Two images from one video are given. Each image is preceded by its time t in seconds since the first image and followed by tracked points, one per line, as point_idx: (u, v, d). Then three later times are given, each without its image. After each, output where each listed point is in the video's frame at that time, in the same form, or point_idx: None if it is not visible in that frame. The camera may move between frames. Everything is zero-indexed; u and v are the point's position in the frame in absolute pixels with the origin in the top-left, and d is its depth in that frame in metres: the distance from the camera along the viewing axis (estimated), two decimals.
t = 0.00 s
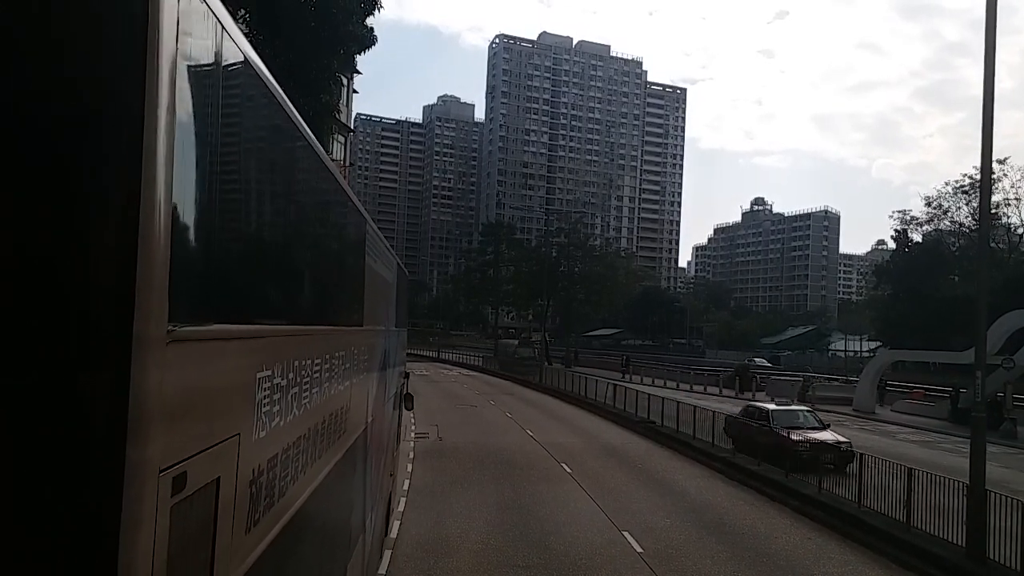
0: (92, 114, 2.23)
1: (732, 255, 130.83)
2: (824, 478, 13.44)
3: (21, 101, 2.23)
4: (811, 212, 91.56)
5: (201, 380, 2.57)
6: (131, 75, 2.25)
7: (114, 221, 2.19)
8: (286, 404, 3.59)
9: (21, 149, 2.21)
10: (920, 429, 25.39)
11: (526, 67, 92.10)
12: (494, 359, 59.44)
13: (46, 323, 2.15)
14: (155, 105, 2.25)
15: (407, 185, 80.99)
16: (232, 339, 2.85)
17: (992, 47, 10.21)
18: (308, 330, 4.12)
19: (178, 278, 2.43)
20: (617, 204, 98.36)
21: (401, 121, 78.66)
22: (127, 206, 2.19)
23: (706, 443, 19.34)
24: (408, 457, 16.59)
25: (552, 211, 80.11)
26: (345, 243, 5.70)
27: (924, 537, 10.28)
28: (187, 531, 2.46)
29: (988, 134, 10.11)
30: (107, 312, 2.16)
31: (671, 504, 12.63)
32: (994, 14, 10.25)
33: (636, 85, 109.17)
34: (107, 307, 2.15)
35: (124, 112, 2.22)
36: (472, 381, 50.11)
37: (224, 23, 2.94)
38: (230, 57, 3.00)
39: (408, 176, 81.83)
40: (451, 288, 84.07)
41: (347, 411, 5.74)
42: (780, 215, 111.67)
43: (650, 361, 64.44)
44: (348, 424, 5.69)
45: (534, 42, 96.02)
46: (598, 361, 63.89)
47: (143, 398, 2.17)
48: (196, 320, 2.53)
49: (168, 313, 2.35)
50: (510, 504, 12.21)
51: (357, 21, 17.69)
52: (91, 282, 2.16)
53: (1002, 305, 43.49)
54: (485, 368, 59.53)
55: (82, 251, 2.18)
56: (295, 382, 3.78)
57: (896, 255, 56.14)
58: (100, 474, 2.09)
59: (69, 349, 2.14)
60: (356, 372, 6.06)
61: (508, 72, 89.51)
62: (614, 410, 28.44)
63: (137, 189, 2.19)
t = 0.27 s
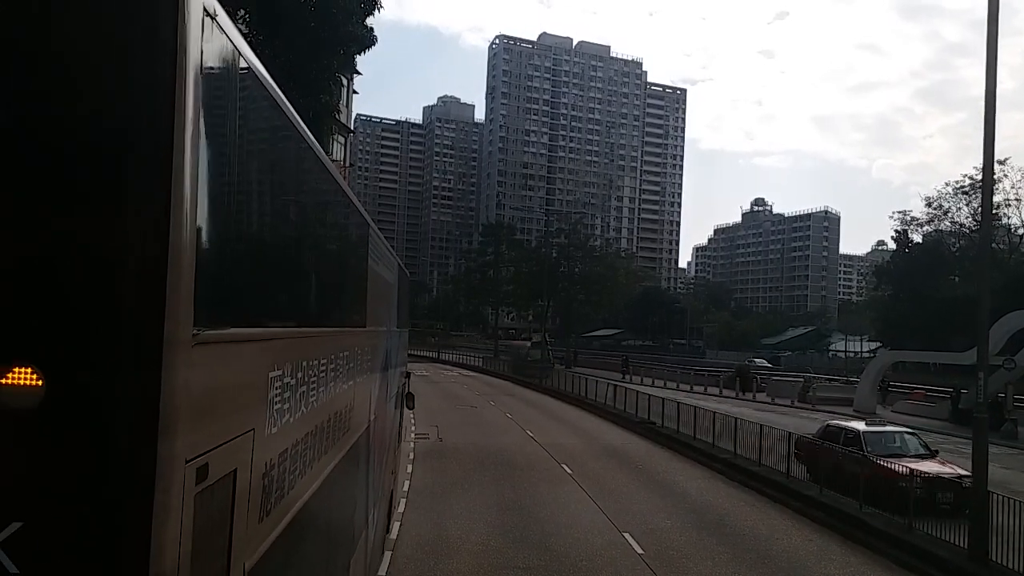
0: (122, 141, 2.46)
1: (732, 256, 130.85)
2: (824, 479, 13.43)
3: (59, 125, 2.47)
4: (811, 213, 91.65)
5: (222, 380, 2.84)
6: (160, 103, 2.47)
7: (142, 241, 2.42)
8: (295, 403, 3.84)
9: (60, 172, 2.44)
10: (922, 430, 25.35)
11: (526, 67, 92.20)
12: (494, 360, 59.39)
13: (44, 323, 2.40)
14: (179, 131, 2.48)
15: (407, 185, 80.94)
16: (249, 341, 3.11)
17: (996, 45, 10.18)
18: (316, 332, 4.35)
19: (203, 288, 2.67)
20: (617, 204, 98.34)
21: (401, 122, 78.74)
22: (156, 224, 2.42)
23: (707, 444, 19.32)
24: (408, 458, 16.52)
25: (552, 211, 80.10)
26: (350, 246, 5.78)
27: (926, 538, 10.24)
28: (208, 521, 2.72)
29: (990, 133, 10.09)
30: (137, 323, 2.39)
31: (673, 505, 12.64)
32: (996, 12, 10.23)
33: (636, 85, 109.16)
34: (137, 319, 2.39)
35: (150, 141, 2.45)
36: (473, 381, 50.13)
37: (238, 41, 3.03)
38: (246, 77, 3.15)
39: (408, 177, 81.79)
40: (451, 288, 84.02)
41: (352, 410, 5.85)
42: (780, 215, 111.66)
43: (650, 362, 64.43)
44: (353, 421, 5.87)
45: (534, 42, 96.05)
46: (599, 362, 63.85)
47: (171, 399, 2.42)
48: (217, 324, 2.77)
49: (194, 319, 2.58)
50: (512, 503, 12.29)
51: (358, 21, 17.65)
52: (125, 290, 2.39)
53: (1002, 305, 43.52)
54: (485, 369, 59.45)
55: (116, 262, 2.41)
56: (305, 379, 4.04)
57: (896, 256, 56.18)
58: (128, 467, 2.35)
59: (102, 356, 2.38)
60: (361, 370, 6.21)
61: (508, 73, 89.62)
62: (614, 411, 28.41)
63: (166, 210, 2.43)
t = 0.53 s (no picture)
0: (157, 144, 2.56)
1: (733, 256, 130.81)
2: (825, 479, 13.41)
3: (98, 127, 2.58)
4: (812, 213, 91.73)
5: (247, 374, 2.96)
6: (192, 112, 2.57)
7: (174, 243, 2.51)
8: (306, 398, 3.96)
9: (101, 171, 2.55)
10: (923, 430, 25.30)
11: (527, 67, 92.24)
12: (494, 360, 59.36)
13: (60, 325, 2.49)
14: (213, 133, 2.58)
15: (408, 185, 80.90)
16: (267, 339, 3.22)
17: (1001, 44, 10.12)
18: (322, 332, 4.44)
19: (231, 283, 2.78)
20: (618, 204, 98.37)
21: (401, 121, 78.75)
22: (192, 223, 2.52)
23: (708, 444, 19.23)
24: (407, 458, 16.45)
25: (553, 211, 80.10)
26: (354, 248, 5.82)
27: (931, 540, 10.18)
28: (233, 509, 2.83)
29: (996, 132, 10.03)
30: (174, 317, 2.49)
31: (672, 506, 12.62)
32: (1001, 10, 10.17)
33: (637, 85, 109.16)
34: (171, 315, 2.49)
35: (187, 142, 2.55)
36: (473, 381, 50.09)
37: (252, 50, 3.09)
38: (260, 88, 3.25)
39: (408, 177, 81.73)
40: (451, 288, 83.95)
41: (358, 409, 5.89)
42: (781, 215, 111.67)
43: (650, 362, 64.48)
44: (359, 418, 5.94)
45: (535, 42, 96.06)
46: (599, 362, 63.87)
47: (205, 391, 2.52)
48: (241, 323, 2.88)
49: (223, 319, 2.70)
50: (516, 503, 12.29)
51: (358, 19, 17.60)
52: (159, 290, 2.49)
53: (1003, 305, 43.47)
54: (485, 369, 59.44)
55: (148, 265, 2.50)
56: (314, 378, 4.15)
57: (897, 256, 56.15)
58: (160, 458, 2.45)
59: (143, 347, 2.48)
60: (367, 369, 6.26)
61: (509, 73, 89.69)
62: (615, 411, 28.35)
63: (198, 214, 2.52)
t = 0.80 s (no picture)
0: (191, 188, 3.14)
1: (734, 256, 130.75)
2: (827, 481, 13.37)
3: (140, 166, 3.18)
4: (813, 214, 91.74)
5: (271, 369, 3.46)
6: (219, 161, 3.13)
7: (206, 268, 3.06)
8: (317, 394, 4.41)
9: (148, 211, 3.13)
10: (925, 431, 25.25)
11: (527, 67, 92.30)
12: (495, 360, 59.29)
13: (119, 330, 3.05)
14: (242, 173, 3.14)
15: (408, 185, 80.86)
16: (285, 345, 3.71)
17: (1006, 42, 10.07)
18: (330, 333, 4.78)
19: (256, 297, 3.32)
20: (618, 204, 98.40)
21: (402, 121, 78.78)
22: (225, 246, 3.08)
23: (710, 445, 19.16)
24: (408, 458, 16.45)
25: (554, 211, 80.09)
26: (360, 246, 6.02)
27: (933, 542, 10.15)
28: (255, 490, 3.34)
29: (1001, 131, 9.96)
30: (207, 327, 3.03)
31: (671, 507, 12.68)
32: (1006, 7, 10.11)
33: (638, 85, 109.15)
34: (204, 326, 3.03)
35: (213, 188, 3.11)
36: (475, 380, 50.11)
37: (274, 81, 3.56)
38: (282, 127, 3.73)
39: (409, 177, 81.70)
40: (452, 288, 83.93)
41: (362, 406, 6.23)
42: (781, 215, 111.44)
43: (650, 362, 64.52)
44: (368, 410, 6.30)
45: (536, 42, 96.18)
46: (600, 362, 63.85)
47: (236, 386, 3.06)
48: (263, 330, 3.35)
49: (250, 323, 3.23)
50: (519, 502, 12.42)
51: (358, 17, 17.53)
52: (200, 303, 3.05)
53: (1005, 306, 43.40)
54: (486, 369, 59.42)
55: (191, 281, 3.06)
56: (321, 375, 4.53)
57: (899, 256, 56.10)
58: (201, 440, 3.00)
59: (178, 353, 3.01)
60: (371, 368, 6.59)
61: (509, 73, 89.82)
62: (616, 411, 28.29)
63: (229, 239, 3.08)
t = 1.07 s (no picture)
0: (220, 191, 3.39)
1: (734, 255, 130.67)
2: (831, 481, 13.26)
3: (139, 162, 3.39)
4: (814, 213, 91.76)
5: (288, 364, 3.73)
6: (246, 167, 3.41)
7: (236, 265, 3.33)
8: (327, 390, 4.68)
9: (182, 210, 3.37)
10: (928, 430, 25.17)
11: (527, 66, 92.32)
12: (495, 359, 59.19)
13: (154, 324, 3.29)
14: (266, 180, 3.43)
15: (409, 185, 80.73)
16: (302, 339, 3.98)
17: (1012, 38, 9.98)
18: (338, 330, 5.02)
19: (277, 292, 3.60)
20: (619, 204, 98.33)
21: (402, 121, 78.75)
22: (253, 249, 3.36)
23: (712, 445, 19.06)
24: (408, 459, 16.32)
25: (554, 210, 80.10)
26: (364, 247, 6.22)
27: (939, 543, 10.04)
28: (277, 473, 3.60)
29: (1007, 128, 9.86)
30: (241, 317, 3.31)
31: (674, 508, 12.58)
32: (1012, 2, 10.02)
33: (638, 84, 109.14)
34: (235, 318, 3.31)
35: (244, 190, 3.38)
36: (475, 381, 49.97)
37: (293, 107, 3.85)
38: (299, 138, 4.01)
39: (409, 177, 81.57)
40: (452, 288, 83.84)
41: (365, 404, 6.40)
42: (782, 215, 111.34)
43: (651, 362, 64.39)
44: (369, 406, 6.54)
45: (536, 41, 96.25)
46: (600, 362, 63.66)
47: (261, 378, 3.32)
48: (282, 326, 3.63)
49: (273, 323, 3.52)
50: (520, 504, 12.28)
51: (357, 14, 17.42)
52: (228, 300, 3.32)
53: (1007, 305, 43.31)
54: (486, 369, 59.31)
55: (220, 281, 3.33)
56: (330, 374, 4.78)
57: (900, 255, 56.02)
58: (231, 426, 3.27)
59: (210, 346, 3.28)
60: (374, 368, 6.72)
61: (510, 73, 89.87)
62: (617, 411, 28.19)
63: (256, 242, 3.36)
